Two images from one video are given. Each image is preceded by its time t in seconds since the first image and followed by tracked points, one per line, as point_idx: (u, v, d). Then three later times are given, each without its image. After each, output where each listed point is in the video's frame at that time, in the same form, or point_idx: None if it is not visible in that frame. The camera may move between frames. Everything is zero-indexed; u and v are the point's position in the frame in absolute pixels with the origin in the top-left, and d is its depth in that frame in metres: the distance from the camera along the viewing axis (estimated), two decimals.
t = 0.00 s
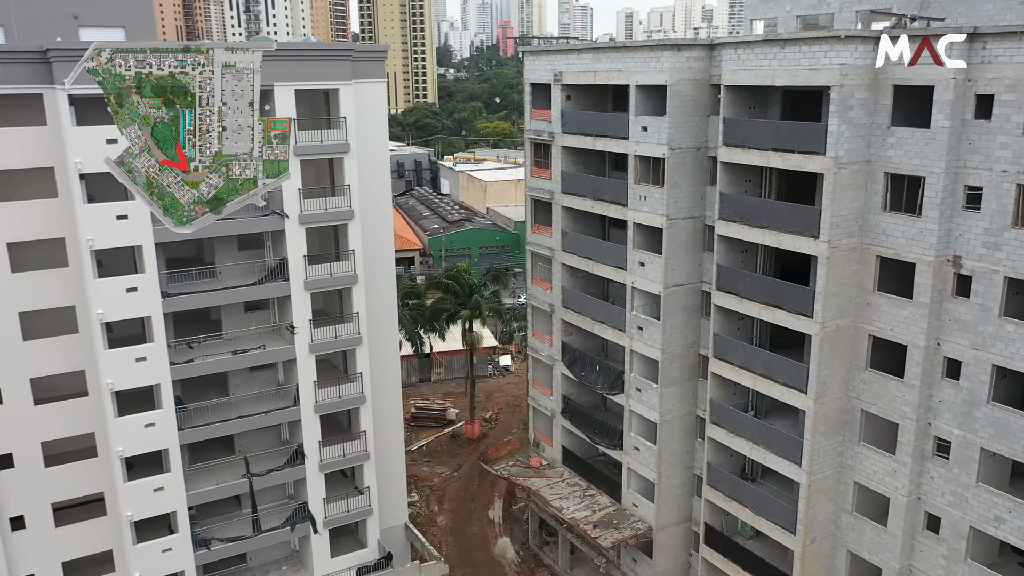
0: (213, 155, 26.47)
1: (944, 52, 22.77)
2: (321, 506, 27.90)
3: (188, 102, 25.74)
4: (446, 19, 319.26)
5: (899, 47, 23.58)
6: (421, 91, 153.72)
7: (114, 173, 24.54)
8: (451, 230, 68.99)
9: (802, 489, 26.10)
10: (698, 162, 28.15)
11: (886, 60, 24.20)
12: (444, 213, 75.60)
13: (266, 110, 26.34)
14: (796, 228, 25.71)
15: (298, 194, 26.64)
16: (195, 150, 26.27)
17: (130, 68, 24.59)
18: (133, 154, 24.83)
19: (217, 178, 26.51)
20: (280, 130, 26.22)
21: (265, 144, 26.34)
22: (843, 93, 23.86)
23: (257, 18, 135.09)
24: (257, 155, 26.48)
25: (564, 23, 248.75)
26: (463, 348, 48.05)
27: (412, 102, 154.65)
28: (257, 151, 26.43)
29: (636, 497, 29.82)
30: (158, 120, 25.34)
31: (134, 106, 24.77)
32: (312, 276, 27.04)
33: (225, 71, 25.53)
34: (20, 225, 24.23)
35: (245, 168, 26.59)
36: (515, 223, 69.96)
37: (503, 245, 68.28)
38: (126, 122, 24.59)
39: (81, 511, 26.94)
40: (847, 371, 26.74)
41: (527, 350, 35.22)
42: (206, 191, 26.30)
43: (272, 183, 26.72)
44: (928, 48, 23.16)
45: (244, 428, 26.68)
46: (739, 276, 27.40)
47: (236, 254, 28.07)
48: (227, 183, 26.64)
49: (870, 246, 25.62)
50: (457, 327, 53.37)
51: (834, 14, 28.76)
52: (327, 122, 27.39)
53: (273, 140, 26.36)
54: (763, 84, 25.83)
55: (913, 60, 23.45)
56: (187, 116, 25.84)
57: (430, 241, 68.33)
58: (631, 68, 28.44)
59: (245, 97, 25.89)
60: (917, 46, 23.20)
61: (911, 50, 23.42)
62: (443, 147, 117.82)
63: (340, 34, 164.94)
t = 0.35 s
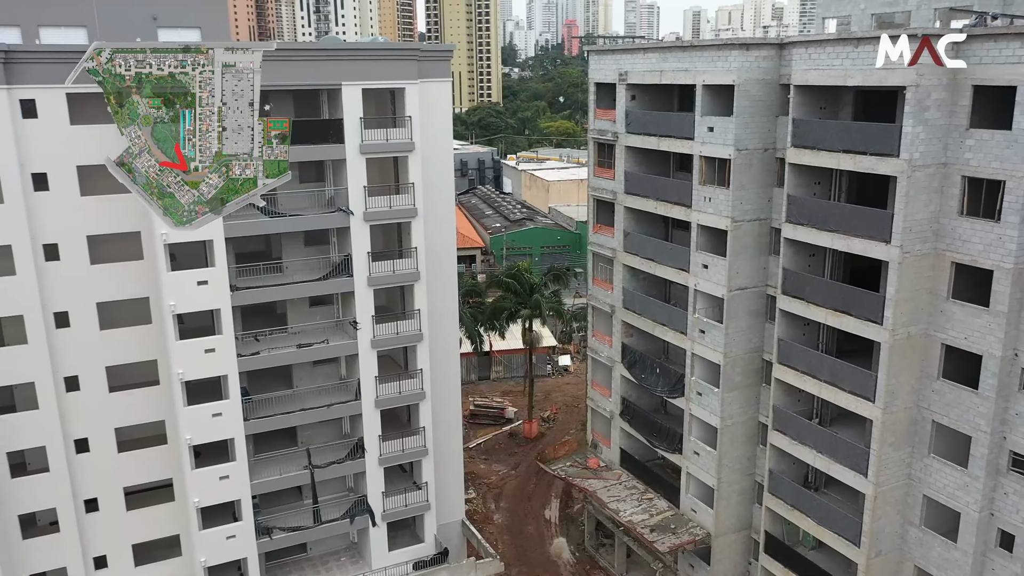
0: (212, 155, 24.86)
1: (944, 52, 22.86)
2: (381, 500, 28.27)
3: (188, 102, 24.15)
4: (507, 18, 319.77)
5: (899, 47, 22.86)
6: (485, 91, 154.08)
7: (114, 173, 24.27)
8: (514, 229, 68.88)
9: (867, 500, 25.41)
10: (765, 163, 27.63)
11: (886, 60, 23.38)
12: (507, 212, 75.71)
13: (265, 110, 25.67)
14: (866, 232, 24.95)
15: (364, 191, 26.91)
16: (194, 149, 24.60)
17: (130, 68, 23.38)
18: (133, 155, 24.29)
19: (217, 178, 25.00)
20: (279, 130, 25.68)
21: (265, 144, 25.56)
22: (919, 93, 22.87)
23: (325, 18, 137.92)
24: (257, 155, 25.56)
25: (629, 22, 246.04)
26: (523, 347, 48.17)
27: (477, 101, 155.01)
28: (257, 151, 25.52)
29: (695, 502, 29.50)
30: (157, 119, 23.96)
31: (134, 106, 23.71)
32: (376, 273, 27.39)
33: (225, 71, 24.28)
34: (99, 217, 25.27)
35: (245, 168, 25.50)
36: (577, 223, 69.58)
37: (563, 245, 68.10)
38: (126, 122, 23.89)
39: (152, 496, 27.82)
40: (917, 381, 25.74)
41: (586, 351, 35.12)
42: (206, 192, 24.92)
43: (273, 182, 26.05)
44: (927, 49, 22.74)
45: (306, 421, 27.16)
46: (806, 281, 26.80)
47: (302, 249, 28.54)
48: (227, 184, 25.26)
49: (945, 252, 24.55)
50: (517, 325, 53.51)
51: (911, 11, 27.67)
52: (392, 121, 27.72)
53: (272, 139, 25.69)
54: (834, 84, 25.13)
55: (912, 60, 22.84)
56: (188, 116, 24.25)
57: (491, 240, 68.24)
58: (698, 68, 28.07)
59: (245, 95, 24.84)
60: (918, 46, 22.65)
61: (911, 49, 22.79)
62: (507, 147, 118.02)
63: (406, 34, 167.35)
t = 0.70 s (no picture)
0: (212, 155, 21.34)
1: (944, 51, 23.02)
2: (438, 495, 28.54)
3: (189, 102, 20.84)
4: (579, 16, 320.06)
5: (899, 48, 24.43)
6: (550, 89, 153.30)
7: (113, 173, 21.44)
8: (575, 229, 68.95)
9: (936, 516, 24.55)
10: (835, 165, 26.92)
11: (885, 60, 25.02)
12: (569, 212, 75.54)
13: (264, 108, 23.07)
14: (941, 238, 23.96)
15: (427, 190, 27.14)
16: (194, 149, 21.13)
17: (130, 68, 20.40)
18: (133, 154, 21.11)
19: (218, 179, 21.39)
20: (279, 130, 23.04)
21: (265, 143, 22.62)
22: (1001, 95, 21.77)
23: (393, 18, 140.24)
24: (257, 155, 22.31)
25: (697, 21, 242.03)
26: (582, 347, 48.12)
27: (541, 100, 154.55)
28: (257, 150, 22.33)
29: (755, 510, 29.05)
30: (157, 120, 20.79)
31: (134, 106, 20.63)
32: (438, 271, 27.64)
33: (225, 72, 21.14)
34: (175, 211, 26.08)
35: (246, 168, 22.02)
36: (640, 223, 69.05)
37: (625, 245, 67.63)
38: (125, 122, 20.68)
39: (218, 483, 28.61)
40: (992, 394, 24.36)
41: (647, 353, 34.87)
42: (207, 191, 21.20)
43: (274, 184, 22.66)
44: (927, 49, 23.60)
45: (368, 416, 27.55)
46: (875, 287, 26.04)
47: (366, 246, 28.96)
48: (228, 185, 21.67)
49: None
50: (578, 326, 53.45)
51: (993, 9, 26.56)
52: (457, 120, 27.91)
53: (272, 139, 22.86)
54: (910, 84, 24.08)
55: (911, 60, 24.12)
56: (188, 117, 20.89)
57: (553, 239, 68.60)
58: (767, 67, 27.54)
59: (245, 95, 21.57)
60: (918, 47, 23.79)
61: (911, 50, 24.13)
62: (571, 147, 117.56)
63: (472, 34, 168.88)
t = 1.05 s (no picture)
0: (212, 155, 26.34)
1: (944, 52, 24.66)
2: (496, 493, 28.65)
3: (188, 102, 25.83)
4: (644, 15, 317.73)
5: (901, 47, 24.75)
6: (615, 90, 152.59)
7: (114, 173, 25.26)
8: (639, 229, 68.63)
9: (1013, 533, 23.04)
10: (910, 168, 26.04)
11: (885, 60, 25.14)
12: (632, 212, 74.95)
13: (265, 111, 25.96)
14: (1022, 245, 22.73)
15: (491, 189, 27.26)
16: (194, 150, 26.26)
17: (130, 68, 24.96)
18: (133, 155, 25.46)
19: (216, 178, 26.45)
20: (279, 130, 25.71)
21: (265, 144, 25.90)
22: None
23: (460, 18, 142.18)
24: (257, 155, 26.12)
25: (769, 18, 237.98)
26: (644, 349, 47.80)
27: (605, 100, 153.57)
28: (257, 151, 26.04)
29: (819, 520, 28.42)
30: (157, 119, 25.60)
31: (135, 106, 25.21)
32: (499, 270, 27.76)
33: (225, 71, 25.52)
34: (246, 207, 26.78)
35: (245, 169, 26.41)
36: (705, 224, 68.26)
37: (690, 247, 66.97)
38: (126, 122, 25.18)
39: (282, 474, 29.26)
40: None
41: (709, 357, 34.42)
42: (206, 192, 26.35)
43: (273, 182, 26.54)
44: (927, 51, 25.00)
45: (429, 412, 27.83)
46: (950, 295, 25.02)
47: (430, 244, 29.23)
48: (227, 184, 26.52)
49: None
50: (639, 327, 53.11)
51: None
52: (522, 120, 27.98)
53: (273, 140, 25.85)
54: (992, 85, 23.00)
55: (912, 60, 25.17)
56: (187, 116, 25.97)
57: (616, 239, 68.49)
58: (840, 67, 26.84)
59: (244, 97, 25.69)
60: (917, 48, 24.93)
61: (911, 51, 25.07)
62: (635, 148, 116.84)
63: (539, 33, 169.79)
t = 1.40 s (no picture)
0: (212, 155, 25.08)
1: (943, 52, 24.73)
2: (553, 493, 28.65)
3: (188, 102, 24.33)
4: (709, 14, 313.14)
5: (899, 48, 26.45)
6: (681, 89, 149.37)
7: (115, 173, 25.11)
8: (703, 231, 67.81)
9: None
10: (989, 172, 24.99)
11: (886, 60, 27.22)
12: (695, 214, 74.05)
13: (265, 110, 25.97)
14: None
15: (553, 189, 27.22)
16: (194, 150, 24.88)
17: (130, 68, 23.90)
18: (133, 155, 24.90)
19: (217, 178, 25.26)
20: (279, 130, 26.01)
21: (265, 143, 25.79)
22: None
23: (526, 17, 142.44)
24: (257, 155, 25.63)
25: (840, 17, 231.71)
26: (706, 352, 47.19)
27: (671, 99, 150.70)
28: (258, 151, 25.65)
29: (884, 534, 27.68)
30: (158, 119, 24.35)
31: (135, 106, 24.20)
32: (561, 270, 27.70)
33: (225, 72, 24.50)
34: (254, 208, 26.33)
35: (245, 168, 25.50)
36: (769, 227, 67.01)
37: (756, 249, 65.80)
38: (126, 122, 24.37)
39: (343, 467, 29.78)
40: None
41: (773, 363, 33.76)
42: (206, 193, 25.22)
43: (272, 182, 26.22)
44: (927, 50, 25.48)
45: (489, 410, 27.92)
46: None
47: (492, 244, 29.36)
48: (228, 183, 25.46)
49: None
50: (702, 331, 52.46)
51: None
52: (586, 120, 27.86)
53: (272, 139, 25.91)
54: None
55: (912, 60, 26.10)
56: (188, 116, 24.49)
57: (680, 240, 67.83)
58: (917, 67, 25.91)
59: (244, 97, 25.07)
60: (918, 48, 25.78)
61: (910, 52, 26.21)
62: (701, 148, 115.32)
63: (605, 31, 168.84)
